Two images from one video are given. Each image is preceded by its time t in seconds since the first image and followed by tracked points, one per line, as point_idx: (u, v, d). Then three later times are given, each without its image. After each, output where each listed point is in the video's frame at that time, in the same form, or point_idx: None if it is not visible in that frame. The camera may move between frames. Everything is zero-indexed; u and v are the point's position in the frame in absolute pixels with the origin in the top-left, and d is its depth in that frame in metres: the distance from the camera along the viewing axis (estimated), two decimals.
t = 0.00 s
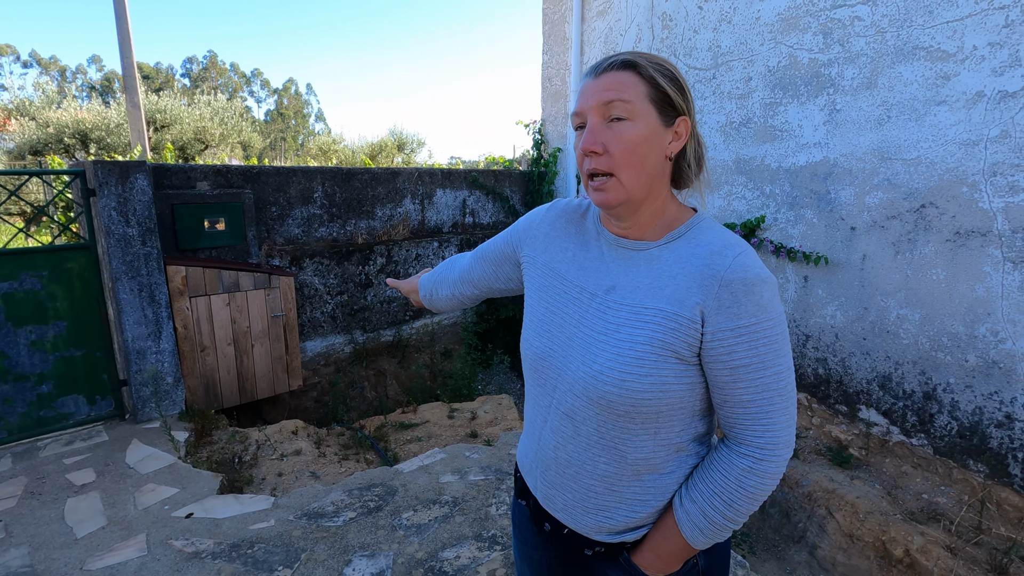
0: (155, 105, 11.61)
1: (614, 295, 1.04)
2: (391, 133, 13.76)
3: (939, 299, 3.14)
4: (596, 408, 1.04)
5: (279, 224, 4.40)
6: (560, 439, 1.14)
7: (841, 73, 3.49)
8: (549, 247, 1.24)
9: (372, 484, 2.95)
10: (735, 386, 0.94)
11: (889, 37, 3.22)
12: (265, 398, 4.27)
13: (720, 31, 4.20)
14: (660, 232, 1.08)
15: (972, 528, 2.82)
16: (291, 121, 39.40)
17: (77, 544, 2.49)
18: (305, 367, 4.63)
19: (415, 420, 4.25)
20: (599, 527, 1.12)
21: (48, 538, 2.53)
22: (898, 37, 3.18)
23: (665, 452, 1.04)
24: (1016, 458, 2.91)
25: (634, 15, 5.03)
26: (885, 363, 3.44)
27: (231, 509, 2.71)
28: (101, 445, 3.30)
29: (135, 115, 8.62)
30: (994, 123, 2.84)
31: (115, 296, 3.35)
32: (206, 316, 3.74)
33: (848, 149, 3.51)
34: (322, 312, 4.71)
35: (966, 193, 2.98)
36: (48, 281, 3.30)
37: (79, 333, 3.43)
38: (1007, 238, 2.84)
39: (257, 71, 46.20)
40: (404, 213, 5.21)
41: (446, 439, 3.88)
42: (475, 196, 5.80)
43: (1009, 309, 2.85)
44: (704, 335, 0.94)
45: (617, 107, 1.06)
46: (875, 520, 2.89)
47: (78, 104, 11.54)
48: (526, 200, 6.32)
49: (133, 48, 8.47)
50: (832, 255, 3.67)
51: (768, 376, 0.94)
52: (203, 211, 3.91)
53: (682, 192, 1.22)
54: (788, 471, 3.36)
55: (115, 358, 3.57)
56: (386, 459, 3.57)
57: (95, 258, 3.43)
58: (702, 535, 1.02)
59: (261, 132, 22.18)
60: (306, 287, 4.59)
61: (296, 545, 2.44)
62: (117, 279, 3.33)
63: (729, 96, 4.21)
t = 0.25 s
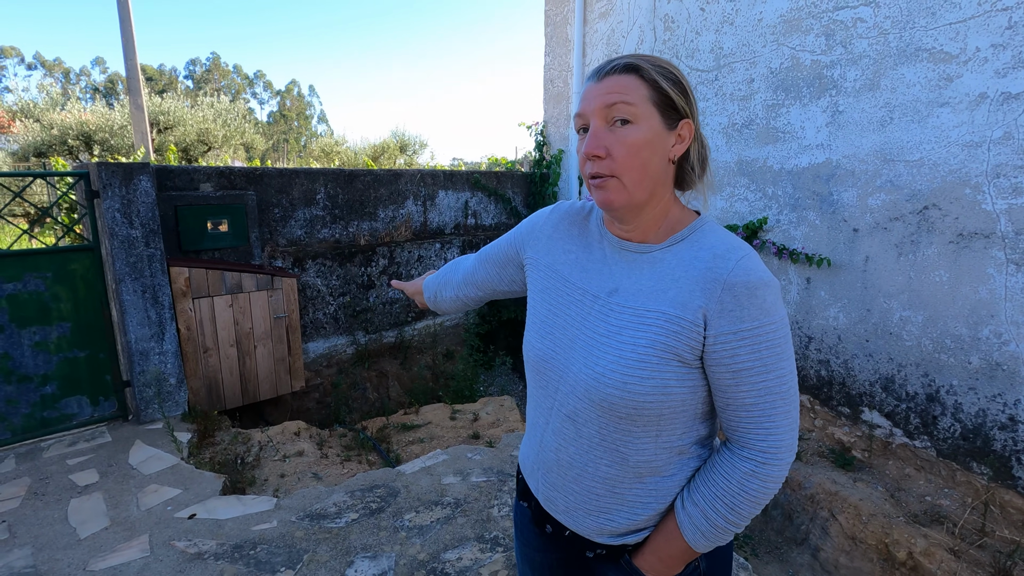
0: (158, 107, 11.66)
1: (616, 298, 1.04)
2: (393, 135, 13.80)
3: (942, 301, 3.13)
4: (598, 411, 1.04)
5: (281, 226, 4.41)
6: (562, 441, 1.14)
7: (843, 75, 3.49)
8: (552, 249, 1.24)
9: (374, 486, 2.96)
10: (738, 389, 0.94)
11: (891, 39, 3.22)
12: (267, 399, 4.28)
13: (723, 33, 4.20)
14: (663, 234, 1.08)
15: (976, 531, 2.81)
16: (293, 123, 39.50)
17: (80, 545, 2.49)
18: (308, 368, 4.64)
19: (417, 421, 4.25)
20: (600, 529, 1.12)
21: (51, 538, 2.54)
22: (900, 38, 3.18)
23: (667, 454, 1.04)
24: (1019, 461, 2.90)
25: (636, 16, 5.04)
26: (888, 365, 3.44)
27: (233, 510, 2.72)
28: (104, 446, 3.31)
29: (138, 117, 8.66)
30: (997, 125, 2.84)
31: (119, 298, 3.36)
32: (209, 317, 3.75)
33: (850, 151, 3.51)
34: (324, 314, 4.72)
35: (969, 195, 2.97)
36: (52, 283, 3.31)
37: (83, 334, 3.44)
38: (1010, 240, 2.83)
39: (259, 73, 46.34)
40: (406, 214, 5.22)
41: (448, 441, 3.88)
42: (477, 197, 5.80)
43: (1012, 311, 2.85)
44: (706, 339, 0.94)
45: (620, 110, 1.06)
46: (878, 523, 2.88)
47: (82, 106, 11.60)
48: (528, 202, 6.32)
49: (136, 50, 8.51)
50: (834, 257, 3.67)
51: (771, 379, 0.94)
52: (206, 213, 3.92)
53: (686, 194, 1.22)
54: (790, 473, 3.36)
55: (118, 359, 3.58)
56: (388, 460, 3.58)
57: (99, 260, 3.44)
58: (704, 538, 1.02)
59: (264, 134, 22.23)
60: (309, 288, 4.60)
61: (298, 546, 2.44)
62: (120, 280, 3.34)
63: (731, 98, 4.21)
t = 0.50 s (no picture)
0: (159, 108, 11.68)
1: (617, 300, 1.04)
2: (393, 136, 13.82)
3: (941, 303, 3.14)
4: (598, 413, 1.04)
5: (282, 227, 4.42)
6: (561, 442, 1.15)
7: (843, 76, 3.49)
8: (553, 250, 1.24)
9: (374, 487, 2.96)
10: (737, 391, 0.95)
11: (890, 40, 3.22)
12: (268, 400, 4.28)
13: (722, 34, 4.21)
14: (662, 236, 1.08)
15: (976, 532, 2.80)
16: (293, 124, 39.55)
17: (81, 546, 2.50)
18: (308, 369, 4.64)
19: (417, 423, 4.25)
20: (599, 530, 1.12)
21: (51, 539, 2.54)
22: (899, 40, 3.19)
23: (667, 456, 1.04)
24: (1019, 462, 2.90)
25: (636, 18, 5.04)
26: (888, 367, 3.44)
27: (233, 511, 2.72)
28: (105, 447, 3.31)
29: (139, 119, 8.67)
30: (996, 126, 2.84)
31: (119, 299, 3.37)
32: (210, 318, 3.75)
33: (850, 152, 3.51)
34: (324, 315, 4.72)
35: (969, 196, 2.98)
36: (52, 284, 3.32)
37: (83, 335, 3.45)
38: (1009, 241, 2.84)
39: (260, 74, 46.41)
40: (406, 216, 5.22)
41: (448, 442, 3.89)
42: (477, 199, 5.81)
43: (1011, 312, 2.85)
44: (706, 341, 0.94)
45: (617, 114, 1.07)
46: (878, 524, 2.88)
47: (83, 108, 11.61)
48: (528, 203, 6.33)
49: (137, 52, 8.52)
50: (834, 258, 3.67)
51: (771, 381, 0.94)
52: (206, 214, 3.93)
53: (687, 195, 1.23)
54: (790, 474, 3.36)
55: (119, 360, 3.58)
56: (388, 461, 3.58)
57: (99, 261, 3.44)
58: (703, 540, 1.02)
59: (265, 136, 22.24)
60: (309, 290, 4.61)
61: (298, 547, 2.45)
62: (121, 282, 3.34)
63: (731, 100, 4.22)
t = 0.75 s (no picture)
0: (162, 109, 11.71)
1: (618, 301, 1.05)
2: (395, 137, 13.83)
3: (944, 303, 3.13)
4: (599, 414, 1.04)
5: (284, 228, 4.43)
6: (563, 443, 1.15)
7: (845, 77, 3.49)
8: (554, 252, 1.24)
9: (376, 487, 2.96)
10: (739, 392, 0.95)
11: (893, 41, 3.22)
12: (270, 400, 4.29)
13: (725, 35, 4.20)
14: (663, 239, 1.09)
15: (978, 533, 2.80)
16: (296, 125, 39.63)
17: (83, 545, 2.50)
18: (310, 369, 4.65)
19: (419, 423, 4.26)
20: (602, 530, 1.12)
21: (54, 539, 2.54)
22: (902, 41, 3.18)
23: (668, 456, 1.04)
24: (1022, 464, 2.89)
25: (638, 19, 5.04)
26: (890, 368, 3.43)
27: (235, 511, 2.73)
28: (107, 447, 3.32)
29: (142, 119, 8.69)
30: (999, 127, 2.83)
31: (122, 299, 3.38)
32: (212, 319, 3.76)
33: (852, 153, 3.51)
34: (327, 315, 4.73)
35: (971, 197, 2.97)
36: (56, 284, 3.33)
37: (86, 336, 3.46)
38: (1012, 242, 2.83)
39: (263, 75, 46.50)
40: (408, 216, 5.23)
41: (450, 442, 3.89)
42: (479, 199, 5.81)
43: (1014, 313, 2.84)
44: (707, 343, 0.94)
45: (616, 121, 1.07)
46: (880, 525, 2.88)
47: (86, 108, 11.65)
48: (530, 203, 6.33)
49: (140, 53, 8.55)
50: (836, 259, 3.67)
51: (772, 381, 0.94)
52: (209, 215, 3.94)
53: (687, 194, 1.23)
54: (793, 475, 3.35)
55: (122, 361, 3.59)
56: (390, 461, 3.58)
57: (103, 262, 3.45)
58: (708, 538, 1.02)
59: (267, 136, 22.26)
60: (311, 290, 4.61)
61: (300, 547, 2.45)
62: (124, 282, 3.35)
63: (733, 100, 4.22)
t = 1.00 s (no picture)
0: (164, 109, 11.74)
1: (618, 301, 1.05)
2: (397, 137, 13.85)
3: (947, 304, 3.12)
4: (600, 414, 1.04)
5: (286, 228, 4.43)
6: (563, 443, 1.15)
7: (848, 77, 3.49)
8: (554, 252, 1.25)
9: (378, 487, 2.96)
10: (740, 392, 0.95)
11: (896, 41, 3.21)
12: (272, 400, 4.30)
13: (727, 35, 4.20)
14: (664, 239, 1.09)
15: (981, 534, 2.79)
16: (297, 125, 39.71)
17: (86, 545, 2.51)
18: (312, 369, 4.66)
19: (421, 423, 4.26)
20: (602, 530, 1.12)
21: (57, 538, 2.55)
22: (905, 41, 3.18)
23: (669, 456, 1.04)
24: None
25: (640, 19, 5.04)
26: (893, 368, 3.43)
27: (237, 511, 2.73)
28: (110, 447, 3.33)
29: (144, 120, 8.71)
30: (1003, 127, 2.83)
31: (125, 299, 3.39)
32: (214, 319, 3.77)
33: (855, 153, 3.50)
34: (329, 315, 4.74)
35: (974, 197, 2.96)
36: (59, 284, 3.34)
37: (89, 335, 3.47)
38: (1016, 243, 2.82)
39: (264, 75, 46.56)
40: (410, 217, 5.23)
41: (452, 442, 3.89)
42: (481, 200, 5.82)
43: (1017, 313, 2.84)
44: (709, 343, 0.94)
45: (624, 123, 1.07)
46: (883, 526, 2.87)
47: (89, 109, 11.67)
48: (532, 204, 6.33)
49: (143, 53, 8.56)
50: (838, 259, 3.66)
51: (774, 382, 0.94)
52: (211, 215, 3.95)
53: (687, 195, 1.23)
54: (795, 476, 3.35)
55: (125, 360, 3.60)
56: (392, 461, 3.58)
57: (106, 262, 3.46)
58: (708, 538, 1.02)
59: (269, 136, 22.28)
60: (313, 290, 4.62)
61: (302, 547, 2.45)
62: (127, 282, 3.36)
63: (735, 100, 4.21)
